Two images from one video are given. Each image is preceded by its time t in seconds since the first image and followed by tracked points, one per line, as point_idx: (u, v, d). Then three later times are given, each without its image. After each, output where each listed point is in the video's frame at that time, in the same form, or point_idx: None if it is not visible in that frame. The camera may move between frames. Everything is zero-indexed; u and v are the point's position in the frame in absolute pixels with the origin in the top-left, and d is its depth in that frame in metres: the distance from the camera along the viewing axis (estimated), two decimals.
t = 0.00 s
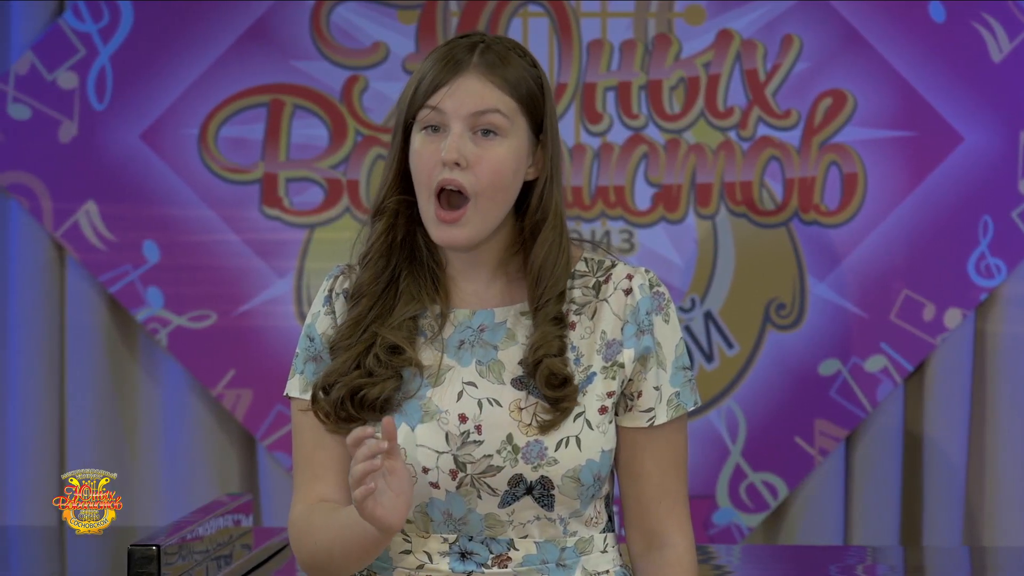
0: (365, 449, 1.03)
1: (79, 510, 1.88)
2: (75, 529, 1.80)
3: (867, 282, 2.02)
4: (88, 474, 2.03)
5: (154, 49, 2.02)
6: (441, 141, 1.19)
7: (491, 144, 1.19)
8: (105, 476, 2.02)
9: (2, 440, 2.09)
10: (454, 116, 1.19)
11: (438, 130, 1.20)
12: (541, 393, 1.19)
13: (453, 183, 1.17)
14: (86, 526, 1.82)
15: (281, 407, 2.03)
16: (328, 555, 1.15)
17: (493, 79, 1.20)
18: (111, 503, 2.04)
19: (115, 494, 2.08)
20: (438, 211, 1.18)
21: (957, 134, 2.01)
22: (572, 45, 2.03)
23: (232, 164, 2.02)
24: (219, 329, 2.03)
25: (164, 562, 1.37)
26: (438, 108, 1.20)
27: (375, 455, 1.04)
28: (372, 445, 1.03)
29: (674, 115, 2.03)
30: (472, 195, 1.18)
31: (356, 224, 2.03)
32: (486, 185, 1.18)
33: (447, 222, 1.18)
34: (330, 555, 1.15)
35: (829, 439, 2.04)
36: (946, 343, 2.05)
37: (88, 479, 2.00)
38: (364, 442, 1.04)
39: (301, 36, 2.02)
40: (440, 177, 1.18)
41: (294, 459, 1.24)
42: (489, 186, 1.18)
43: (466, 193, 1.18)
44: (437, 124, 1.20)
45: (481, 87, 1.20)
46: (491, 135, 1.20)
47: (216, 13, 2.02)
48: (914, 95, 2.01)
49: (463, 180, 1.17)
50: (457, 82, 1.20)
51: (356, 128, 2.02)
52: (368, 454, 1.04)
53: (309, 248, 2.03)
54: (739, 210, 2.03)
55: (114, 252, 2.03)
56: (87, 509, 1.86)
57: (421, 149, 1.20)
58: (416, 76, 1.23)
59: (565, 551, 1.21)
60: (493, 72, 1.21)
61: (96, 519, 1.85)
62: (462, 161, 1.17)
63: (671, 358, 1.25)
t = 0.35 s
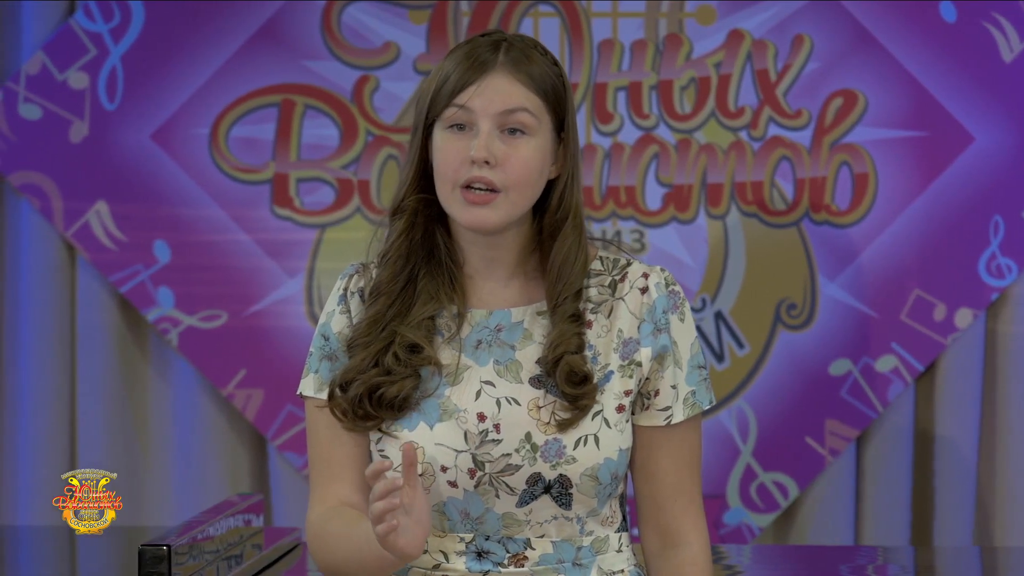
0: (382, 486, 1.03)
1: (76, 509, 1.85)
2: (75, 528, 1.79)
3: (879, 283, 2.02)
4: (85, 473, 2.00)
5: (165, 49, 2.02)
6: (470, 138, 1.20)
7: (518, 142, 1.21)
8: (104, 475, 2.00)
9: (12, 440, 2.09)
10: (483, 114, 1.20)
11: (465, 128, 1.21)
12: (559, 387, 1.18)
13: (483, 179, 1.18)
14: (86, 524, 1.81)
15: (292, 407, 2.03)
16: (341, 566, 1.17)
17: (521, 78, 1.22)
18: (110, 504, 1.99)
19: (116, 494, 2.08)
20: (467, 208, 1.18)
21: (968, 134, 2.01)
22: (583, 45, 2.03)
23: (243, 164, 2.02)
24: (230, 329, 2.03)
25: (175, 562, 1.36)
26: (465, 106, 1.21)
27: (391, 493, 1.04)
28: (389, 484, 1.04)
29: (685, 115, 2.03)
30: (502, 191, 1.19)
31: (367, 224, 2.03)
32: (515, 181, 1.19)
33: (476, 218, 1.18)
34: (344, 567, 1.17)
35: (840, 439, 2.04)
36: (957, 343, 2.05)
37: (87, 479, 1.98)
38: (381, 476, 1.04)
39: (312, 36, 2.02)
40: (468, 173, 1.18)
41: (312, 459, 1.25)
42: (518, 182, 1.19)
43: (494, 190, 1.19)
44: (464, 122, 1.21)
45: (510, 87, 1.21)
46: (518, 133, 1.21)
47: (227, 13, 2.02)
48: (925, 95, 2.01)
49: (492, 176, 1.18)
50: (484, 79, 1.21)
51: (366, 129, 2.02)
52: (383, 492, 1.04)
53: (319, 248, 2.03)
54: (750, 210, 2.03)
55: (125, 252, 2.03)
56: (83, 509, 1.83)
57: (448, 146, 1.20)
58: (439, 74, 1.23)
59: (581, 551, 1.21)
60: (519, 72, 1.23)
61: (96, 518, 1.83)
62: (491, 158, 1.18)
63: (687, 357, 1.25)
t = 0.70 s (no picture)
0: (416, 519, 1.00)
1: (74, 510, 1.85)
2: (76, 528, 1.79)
3: (881, 282, 2.02)
4: (86, 475, 1.99)
5: (167, 49, 2.02)
6: (499, 149, 1.19)
7: (548, 151, 1.20)
8: (106, 475, 2.00)
9: (14, 440, 2.09)
10: (513, 125, 1.19)
11: (494, 138, 1.20)
12: (581, 383, 1.19)
13: (514, 193, 1.18)
14: (86, 524, 1.81)
15: (294, 407, 2.04)
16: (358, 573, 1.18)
17: (549, 88, 1.21)
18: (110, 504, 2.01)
19: (117, 494, 2.07)
20: (498, 222, 1.18)
21: (970, 134, 2.01)
22: (585, 45, 2.03)
23: (246, 164, 2.02)
24: (232, 329, 2.03)
25: (178, 563, 1.36)
26: (495, 117, 1.19)
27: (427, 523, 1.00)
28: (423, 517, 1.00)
29: (688, 115, 2.03)
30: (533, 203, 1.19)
31: (370, 224, 2.04)
32: (546, 193, 1.19)
33: (508, 229, 1.18)
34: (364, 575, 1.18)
35: (841, 439, 2.04)
36: (959, 343, 2.05)
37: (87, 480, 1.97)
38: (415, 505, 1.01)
39: (315, 36, 2.02)
40: (499, 185, 1.18)
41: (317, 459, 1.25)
42: (547, 194, 1.19)
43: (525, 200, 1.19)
44: (492, 131, 1.20)
45: (540, 97, 1.20)
46: (548, 142, 1.21)
47: (230, 13, 2.02)
48: (928, 95, 2.01)
49: (524, 189, 1.18)
50: (513, 89, 1.20)
51: (369, 128, 2.02)
52: (417, 523, 1.00)
53: (322, 248, 2.03)
54: (752, 210, 2.03)
55: (127, 252, 2.03)
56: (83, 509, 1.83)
57: (476, 157, 1.19)
58: (465, 82, 1.21)
59: (598, 549, 1.22)
60: (547, 80, 1.21)
61: (96, 518, 1.82)
62: (523, 171, 1.17)
63: (701, 357, 1.26)
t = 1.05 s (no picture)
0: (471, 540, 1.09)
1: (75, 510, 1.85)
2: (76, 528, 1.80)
3: (873, 283, 2.02)
4: (86, 474, 1.99)
5: (160, 49, 2.02)
6: (531, 156, 1.27)
7: (577, 156, 1.29)
8: (106, 475, 2.00)
9: (7, 441, 2.09)
10: (543, 133, 1.27)
11: (523, 144, 1.28)
12: (606, 382, 1.28)
13: (546, 200, 1.26)
14: (87, 525, 1.81)
15: (286, 407, 2.04)
16: None
17: (575, 94, 1.29)
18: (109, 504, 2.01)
19: (116, 494, 2.08)
20: (530, 227, 1.26)
21: (962, 134, 2.01)
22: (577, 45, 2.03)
23: (238, 164, 2.02)
24: (225, 329, 2.03)
25: (170, 563, 1.36)
26: (525, 125, 1.27)
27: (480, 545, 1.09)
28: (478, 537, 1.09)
29: (680, 115, 2.03)
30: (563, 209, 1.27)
31: (362, 224, 2.04)
32: (575, 198, 1.27)
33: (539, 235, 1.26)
34: None
35: (833, 439, 2.04)
36: (951, 342, 2.05)
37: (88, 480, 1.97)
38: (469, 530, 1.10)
39: (307, 36, 2.02)
40: (532, 193, 1.26)
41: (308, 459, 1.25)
42: (576, 199, 1.27)
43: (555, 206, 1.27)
44: (522, 138, 1.28)
45: (568, 104, 1.28)
46: (576, 147, 1.29)
47: (222, 13, 2.02)
48: (919, 95, 2.01)
49: (554, 196, 1.26)
50: (542, 96, 1.27)
51: (361, 129, 2.02)
52: (471, 544, 1.09)
53: (314, 248, 2.03)
54: (744, 210, 2.03)
55: (119, 253, 2.03)
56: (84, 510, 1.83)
57: (507, 164, 1.27)
58: (492, 90, 1.28)
59: (620, 548, 1.31)
60: (571, 86, 1.29)
61: (96, 518, 1.82)
62: (554, 179, 1.25)
63: (717, 355, 1.36)
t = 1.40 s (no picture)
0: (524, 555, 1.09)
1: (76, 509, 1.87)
2: (76, 528, 1.81)
3: (855, 283, 2.02)
4: (87, 474, 2.02)
5: (146, 50, 2.02)
6: (563, 144, 1.27)
7: (605, 142, 1.31)
8: (105, 475, 2.01)
9: None
10: (573, 118, 1.28)
11: (553, 134, 1.29)
12: (637, 382, 1.29)
13: (581, 186, 1.26)
14: (87, 524, 1.82)
15: (270, 406, 2.04)
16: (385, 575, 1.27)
17: (599, 80, 1.31)
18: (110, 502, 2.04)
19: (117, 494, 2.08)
20: (566, 214, 1.27)
21: (947, 134, 2.01)
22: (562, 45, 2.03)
23: (223, 164, 2.02)
24: (209, 329, 2.03)
25: (153, 563, 1.36)
26: (555, 112, 1.28)
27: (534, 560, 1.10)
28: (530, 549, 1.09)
29: (665, 115, 2.03)
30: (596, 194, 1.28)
31: (347, 224, 2.04)
32: (606, 183, 1.28)
33: (575, 223, 1.27)
34: None
35: (818, 439, 2.04)
36: (935, 343, 2.05)
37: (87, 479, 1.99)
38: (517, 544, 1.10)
39: (292, 36, 2.02)
40: (566, 180, 1.26)
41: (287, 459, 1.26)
42: (607, 185, 1.28)
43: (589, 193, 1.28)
44: (552, 127, 1.29)
45: (593, 90, 1.30)
46: (603, 134, 1.31)
47: (208, 13, 2.02)
48: (903, 95, 2.01)
49: (587, 182, 1.26)
50: (569, 83, 1.29)
51: (346, 128, 2.02)
52: (524, 559, 1.10)
53: (298, 248, 2.04)
54: (729, 210, 2.03)
55: (104, 252, 2.03)
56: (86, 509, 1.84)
57: (539, 153, 1.28)
58: (517, 82, 1.29)
59: (643, 548, 1.33)
60: (593, 74, 1.32)
61: (97, 518, 1.84)
62: (587, 164, 1.26)
63: (735, 354, 1.38)
